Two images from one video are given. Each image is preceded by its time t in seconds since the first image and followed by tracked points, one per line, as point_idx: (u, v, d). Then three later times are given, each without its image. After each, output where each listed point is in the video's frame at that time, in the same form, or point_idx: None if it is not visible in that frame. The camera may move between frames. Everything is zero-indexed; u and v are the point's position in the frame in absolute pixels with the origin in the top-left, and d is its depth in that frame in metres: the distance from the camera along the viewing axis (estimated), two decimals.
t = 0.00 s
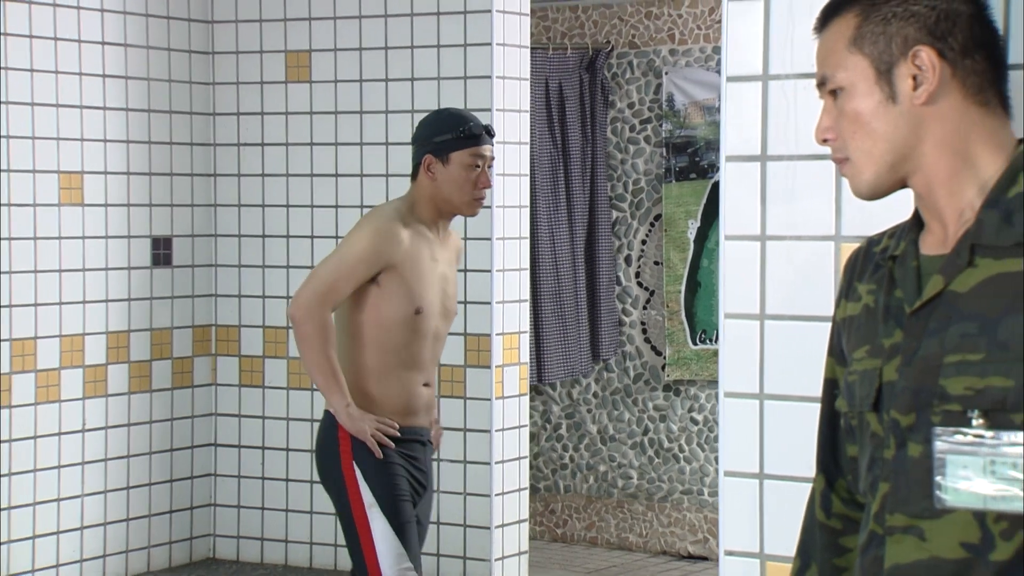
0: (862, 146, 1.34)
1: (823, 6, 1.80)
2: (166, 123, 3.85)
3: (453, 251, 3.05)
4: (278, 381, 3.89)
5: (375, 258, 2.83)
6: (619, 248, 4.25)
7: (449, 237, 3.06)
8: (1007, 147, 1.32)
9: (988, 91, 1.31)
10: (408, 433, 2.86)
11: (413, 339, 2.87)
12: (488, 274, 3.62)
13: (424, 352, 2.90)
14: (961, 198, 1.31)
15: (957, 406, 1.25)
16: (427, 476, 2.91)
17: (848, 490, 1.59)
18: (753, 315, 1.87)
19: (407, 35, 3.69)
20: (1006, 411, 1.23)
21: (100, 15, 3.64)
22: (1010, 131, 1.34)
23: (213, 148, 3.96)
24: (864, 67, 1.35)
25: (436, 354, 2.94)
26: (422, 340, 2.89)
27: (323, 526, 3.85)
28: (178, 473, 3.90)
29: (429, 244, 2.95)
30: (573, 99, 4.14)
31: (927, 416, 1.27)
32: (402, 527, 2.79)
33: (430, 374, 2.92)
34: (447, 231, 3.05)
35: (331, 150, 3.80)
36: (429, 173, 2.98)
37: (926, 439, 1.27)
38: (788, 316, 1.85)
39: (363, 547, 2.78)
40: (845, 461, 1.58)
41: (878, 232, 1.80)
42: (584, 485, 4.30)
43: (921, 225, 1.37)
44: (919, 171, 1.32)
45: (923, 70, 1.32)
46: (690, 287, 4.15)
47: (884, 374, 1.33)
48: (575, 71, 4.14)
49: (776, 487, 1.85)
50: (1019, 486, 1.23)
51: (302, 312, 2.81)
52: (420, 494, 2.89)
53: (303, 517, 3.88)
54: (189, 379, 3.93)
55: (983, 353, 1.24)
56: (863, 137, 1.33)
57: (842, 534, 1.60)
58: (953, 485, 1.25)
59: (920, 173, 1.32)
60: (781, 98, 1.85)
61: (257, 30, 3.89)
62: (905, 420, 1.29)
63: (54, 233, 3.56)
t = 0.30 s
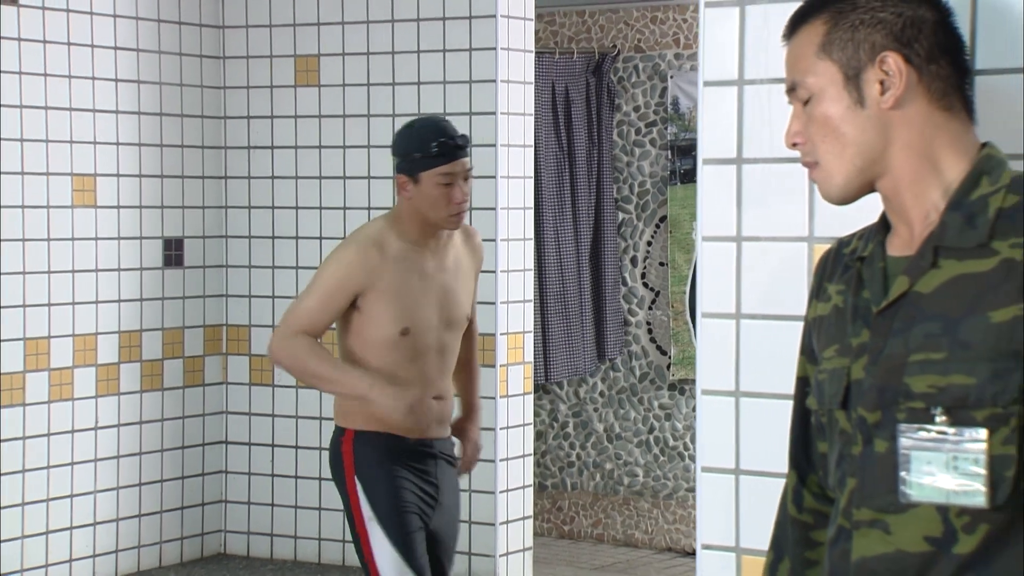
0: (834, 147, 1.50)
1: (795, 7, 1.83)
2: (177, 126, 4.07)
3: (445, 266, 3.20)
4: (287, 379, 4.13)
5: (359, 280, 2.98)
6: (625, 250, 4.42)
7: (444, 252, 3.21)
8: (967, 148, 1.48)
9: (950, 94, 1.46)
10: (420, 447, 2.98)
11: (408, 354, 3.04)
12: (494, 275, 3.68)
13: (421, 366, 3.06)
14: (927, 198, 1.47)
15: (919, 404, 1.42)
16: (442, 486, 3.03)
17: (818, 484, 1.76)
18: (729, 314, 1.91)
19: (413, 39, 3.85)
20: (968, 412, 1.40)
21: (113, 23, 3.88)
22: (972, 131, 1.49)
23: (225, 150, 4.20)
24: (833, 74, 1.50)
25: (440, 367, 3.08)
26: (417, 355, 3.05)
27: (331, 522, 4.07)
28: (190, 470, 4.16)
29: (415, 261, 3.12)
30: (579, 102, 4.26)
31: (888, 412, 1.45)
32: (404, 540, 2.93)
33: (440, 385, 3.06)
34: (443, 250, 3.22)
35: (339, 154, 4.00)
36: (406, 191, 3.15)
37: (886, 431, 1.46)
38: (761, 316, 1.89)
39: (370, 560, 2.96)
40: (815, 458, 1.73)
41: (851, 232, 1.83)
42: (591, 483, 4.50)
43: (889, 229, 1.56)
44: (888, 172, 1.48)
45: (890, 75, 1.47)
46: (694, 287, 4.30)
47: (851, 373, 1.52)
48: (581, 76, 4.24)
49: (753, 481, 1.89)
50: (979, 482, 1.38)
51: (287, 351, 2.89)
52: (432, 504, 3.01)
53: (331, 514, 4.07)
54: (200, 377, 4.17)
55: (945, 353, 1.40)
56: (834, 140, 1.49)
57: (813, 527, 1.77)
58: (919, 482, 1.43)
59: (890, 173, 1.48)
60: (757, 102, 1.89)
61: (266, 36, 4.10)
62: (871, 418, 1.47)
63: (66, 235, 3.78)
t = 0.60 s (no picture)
0: (820, 143, 1.72)
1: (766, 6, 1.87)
2: (186, 129, 4.36)
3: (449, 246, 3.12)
4: (294, 377, 4.42)
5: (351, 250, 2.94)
6: (630, 249, 4.64)
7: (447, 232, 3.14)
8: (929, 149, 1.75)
9: (920, 99, 1.72)
10: (408, 460, 2.99)
11: (395, 339, 3.01)
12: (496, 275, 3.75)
13: (411, 351, 3.02)
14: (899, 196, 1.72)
15: (883, 401, 1.68)
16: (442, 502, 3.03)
17: (788, 480, 1.82)
18: (704, 313, 1.96)
19: (418, 42, 4.03)
20: (930, 409, 1.65)
21: (123, 30, 4.17)
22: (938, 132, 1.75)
23: (233, 151, 4.47)
24: (822, 75, 1.72)
25: (433, 353, 3.05)
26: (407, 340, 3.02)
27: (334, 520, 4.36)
28: (198, 467, 4.47)
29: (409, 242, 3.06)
30: (583, 104, 4.46)
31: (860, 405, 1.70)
32: (381, 555, 3.01)
33: (431, 372, 3.04)
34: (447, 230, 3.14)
35: (344, 154, 4.24)
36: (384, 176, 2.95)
37: (854, 425, 1.71)
38: (736, 315, 1.93)
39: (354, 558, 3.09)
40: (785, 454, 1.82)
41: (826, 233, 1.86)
42: (595, 481, 4.76)
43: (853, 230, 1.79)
44: (868, 167, 1.72)
45: (873, 75, 1.70)
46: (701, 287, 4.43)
47: (819, 371, 1.76)
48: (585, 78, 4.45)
49: (726, 477, 1.93)
50: (940, 477, 1.63)
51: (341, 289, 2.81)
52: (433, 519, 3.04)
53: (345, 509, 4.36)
54: (208, 374, 4.48)
55: (908, 352, 1.66)
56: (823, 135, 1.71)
57: (784, 521, 1.83)
58: (890, 475, 1.67)
59: (870, 167, 1.72)
60: (731, 107, 1.93)
61: (274, 38, 4.36)
62: (837, 414, 1.73)
63: (77, 236, 4.08)
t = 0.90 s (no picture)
0: (799, 145, 1.78)
1: (730, 11, 1.93)
2: (189, 132, 4.62)
3: (471, 258, 3.20)
4: (294, 376, 4.66)
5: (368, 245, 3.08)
6: (627, 250, 4.99)
7: (473, 244, 3.21)
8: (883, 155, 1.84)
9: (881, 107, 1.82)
10: (401, 477, 3.13)
11: (402, 343, 3.13)
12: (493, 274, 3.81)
13: (418, 357, 3.13)
14: (862, 198, 1.79)
15: (842, 399, 1.73)
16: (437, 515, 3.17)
17: (752, 473, 1.87)
18: (672, 312, 2.00)
19: (416, 45, 4.32)
20: (886, 407, 1.69)
21: (126, 35, 4.41)
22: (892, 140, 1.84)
23: (235, 154, 4.73)
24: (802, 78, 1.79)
25: (441, 363, 3.15)
26: (413, 345, 3.13)
27: (334, 516, 4.60)
28: (201, 463, 4.71)
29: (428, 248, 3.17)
30: (581, 108, 4.84)
31: (821, 403, 1.75)
32: (377, 563, 3.18)
33: (436, 382, 3.14)
34: (475, 241, 3.22)
35: (345, 157, 4.51)
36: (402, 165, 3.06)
37: (815, 423, 1.75)
38: (704, 313, 1.98)
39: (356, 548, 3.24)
40: (747, 449, 1.87)
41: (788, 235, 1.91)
42: (593, 477, 5.15)
43: (814, 231, 1.84)
44: (842, 168, 1.78)
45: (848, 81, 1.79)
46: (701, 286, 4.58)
47: (781, 369, 1.80)
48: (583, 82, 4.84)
49: (693, 472, 1.98)
50: (896, 473, 1.67)
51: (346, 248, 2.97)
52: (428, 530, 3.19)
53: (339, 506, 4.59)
54: (211, 372, 4.72)
55: (866, 351, 1.71)
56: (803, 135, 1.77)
57: (747, 513, 1.87)
58: (848, 473, 1.72)
59: (842, 167, 1.78)
60: (700, 110, 1.98)
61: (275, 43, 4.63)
62: (798, 411, 1.77)
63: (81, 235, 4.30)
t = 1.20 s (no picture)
0: (773, 153, 1.78)
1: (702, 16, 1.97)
2: (196, 136, 4.76)
3: (483, 225, 3.01)
4: (300, 375, 4.82)
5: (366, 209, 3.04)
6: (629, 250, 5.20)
7: (486, 210, 3.01)
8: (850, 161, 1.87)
9: (850, 115, 1.84)
10: (423, 452, 3.00)
11: (412, 314, 3.01)
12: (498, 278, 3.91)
13: (427, 329, 2.99)
14: (829, 202, 1.82)
15: (807, 396, 1.76)
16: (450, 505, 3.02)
17: (723, 469, 1.92)
18: (647, 312, 2.06)
19: (418, 52, 4.45)
20: (849, 404, 1.72)
21: (135, 41, 4.53)
22: (857, 145, 1.88)
23: (242, 157, 4.89)
24: (777, 86, 1.79)
25: (453, 334, 2.99)
26: (422, 317, 2.99)
27: (338, 510, 4.75)
28: (208, 461, 4.85)
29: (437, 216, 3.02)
30: (583, 111, 5.12)
31: (787, 400, 1.78)
32: (384, 546, 3.03)
33: (445, 356, 2.97)
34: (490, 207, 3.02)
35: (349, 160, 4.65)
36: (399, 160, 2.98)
37: (782, 419, 1.79)
38: (677, 313, 2.03)
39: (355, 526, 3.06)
40: (718, 444, 1.92)
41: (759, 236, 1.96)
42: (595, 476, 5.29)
43: (783, 233, 1.88)
44: (812, 173, 1.80)
45: (821, 89, 1.80)
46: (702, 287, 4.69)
47: (749, 367, 1.84)
48: (585, 85, 5.09)
49: (667, 468, 2.04)
50: (859, 468, 1.71)
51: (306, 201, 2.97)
52: (439, 521, 3.04)
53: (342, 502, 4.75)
54: (218, 372, 4.86)
55: (829, 349, 1.74)
56: (778, 140, 1.78)
57: (716, 508, 1.92)
58: (813, 468, 1.76)
59: (812, 173, 1.80)
60: (673, 114, 2.03)
61: (281, 48, 4.78)
62: (765, 408, 1.81)
63: (90, 237, 4.40)
